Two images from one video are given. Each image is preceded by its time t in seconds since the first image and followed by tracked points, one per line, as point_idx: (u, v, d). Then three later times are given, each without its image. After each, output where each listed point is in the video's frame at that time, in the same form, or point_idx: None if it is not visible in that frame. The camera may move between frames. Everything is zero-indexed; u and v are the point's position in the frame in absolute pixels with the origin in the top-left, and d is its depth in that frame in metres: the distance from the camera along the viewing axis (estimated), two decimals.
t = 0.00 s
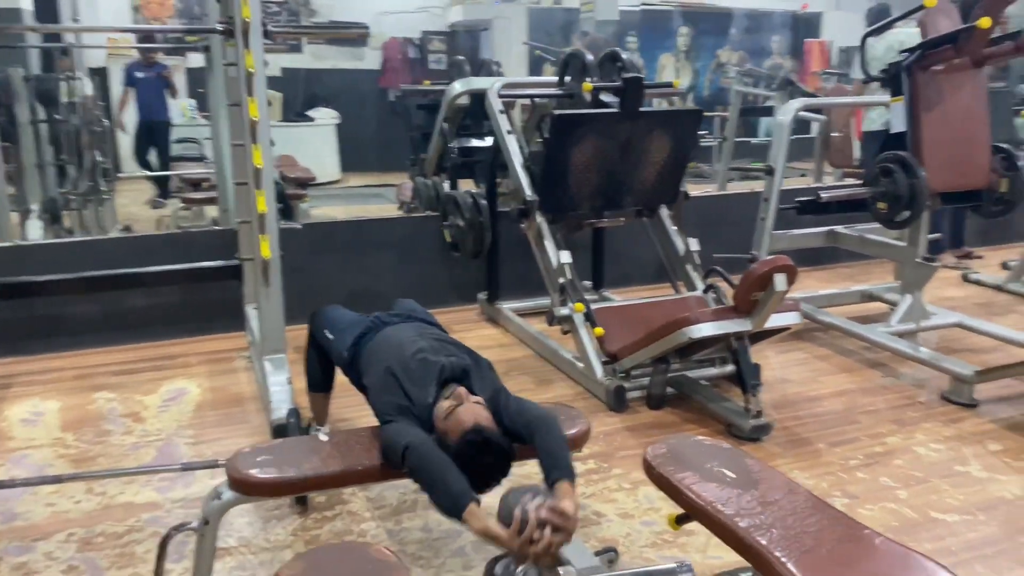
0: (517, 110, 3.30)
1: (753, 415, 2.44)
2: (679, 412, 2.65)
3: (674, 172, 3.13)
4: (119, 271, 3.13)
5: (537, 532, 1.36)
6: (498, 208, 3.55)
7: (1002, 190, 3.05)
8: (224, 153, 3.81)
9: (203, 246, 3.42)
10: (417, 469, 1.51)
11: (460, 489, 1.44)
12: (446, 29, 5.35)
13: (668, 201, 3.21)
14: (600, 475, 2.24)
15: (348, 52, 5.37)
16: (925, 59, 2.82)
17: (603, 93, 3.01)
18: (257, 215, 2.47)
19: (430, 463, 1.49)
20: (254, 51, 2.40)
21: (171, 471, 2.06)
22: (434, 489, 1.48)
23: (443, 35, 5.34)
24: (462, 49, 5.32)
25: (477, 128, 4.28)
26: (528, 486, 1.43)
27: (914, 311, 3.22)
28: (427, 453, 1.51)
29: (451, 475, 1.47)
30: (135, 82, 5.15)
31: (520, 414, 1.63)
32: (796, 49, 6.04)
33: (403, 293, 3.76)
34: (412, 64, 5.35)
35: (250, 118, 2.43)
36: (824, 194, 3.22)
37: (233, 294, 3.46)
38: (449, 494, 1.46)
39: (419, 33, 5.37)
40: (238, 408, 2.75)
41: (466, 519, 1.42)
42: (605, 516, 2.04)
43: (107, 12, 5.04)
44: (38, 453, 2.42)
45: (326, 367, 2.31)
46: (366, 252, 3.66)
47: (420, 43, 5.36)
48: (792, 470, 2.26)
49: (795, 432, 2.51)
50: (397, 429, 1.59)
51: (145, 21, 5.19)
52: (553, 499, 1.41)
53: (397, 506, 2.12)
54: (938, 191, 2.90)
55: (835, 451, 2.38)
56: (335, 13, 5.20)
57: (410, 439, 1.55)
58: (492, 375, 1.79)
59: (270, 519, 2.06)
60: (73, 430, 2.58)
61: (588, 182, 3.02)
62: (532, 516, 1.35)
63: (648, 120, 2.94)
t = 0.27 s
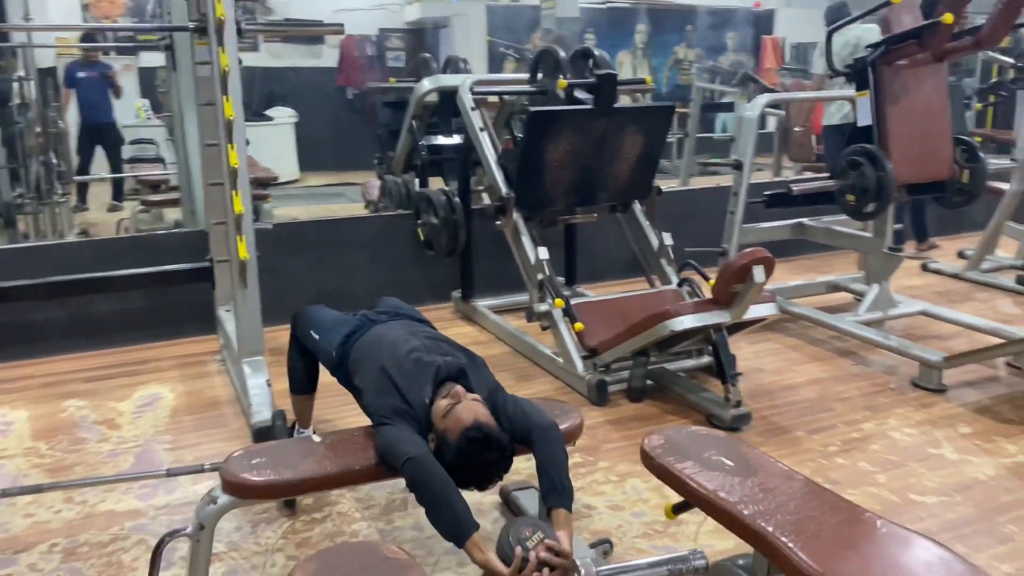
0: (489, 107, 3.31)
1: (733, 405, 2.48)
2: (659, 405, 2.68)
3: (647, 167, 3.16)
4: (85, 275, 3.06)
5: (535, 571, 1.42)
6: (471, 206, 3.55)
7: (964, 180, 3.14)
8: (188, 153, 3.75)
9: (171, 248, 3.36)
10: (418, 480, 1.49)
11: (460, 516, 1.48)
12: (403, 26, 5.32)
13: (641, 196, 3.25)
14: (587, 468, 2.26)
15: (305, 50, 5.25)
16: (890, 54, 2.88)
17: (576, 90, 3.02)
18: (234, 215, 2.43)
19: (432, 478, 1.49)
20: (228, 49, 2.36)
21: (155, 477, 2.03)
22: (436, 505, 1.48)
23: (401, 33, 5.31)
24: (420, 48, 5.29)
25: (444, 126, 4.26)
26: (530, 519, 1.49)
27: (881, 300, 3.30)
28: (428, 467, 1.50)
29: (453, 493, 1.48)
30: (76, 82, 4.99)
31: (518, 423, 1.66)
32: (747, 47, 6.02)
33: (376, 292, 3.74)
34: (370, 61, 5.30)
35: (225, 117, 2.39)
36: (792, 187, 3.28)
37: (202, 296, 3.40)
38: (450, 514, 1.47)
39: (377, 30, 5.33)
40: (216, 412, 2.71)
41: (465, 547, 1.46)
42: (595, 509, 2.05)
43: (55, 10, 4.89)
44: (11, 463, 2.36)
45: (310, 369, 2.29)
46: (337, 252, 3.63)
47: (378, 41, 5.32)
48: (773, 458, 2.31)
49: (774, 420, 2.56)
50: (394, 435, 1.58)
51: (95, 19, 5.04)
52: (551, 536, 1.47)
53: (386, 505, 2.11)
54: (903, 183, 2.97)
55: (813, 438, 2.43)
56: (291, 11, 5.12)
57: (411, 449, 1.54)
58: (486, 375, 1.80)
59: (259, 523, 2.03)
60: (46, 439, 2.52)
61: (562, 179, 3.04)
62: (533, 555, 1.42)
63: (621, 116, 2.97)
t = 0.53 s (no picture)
0: (469, 103, 3.32)
1: (720, 392, 2.53)
2: (646, 394, 2.73)
3: (627, 161, 3.21)
4: (61, 277, 3.01)
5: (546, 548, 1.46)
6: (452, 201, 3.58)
7: (932, 171, 3.24)
8: (160, 152, 3.70)
9: (149, 248, 3.32)
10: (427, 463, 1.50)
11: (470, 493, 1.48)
12: (368, 22, 5.30)
13: (621, 190, 3.30)
14: (582, 458, 2.30)
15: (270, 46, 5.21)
16: (862, 49, 2.98)
17: (557, 86, 3.06)
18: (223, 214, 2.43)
19: (441, 460, 1.49)
20: (214, 47, 2.35)
21: (153, 478, 2.02)
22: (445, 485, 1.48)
23: (365, 29, 5.29)
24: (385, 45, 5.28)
25: (419, 122, 4.26)
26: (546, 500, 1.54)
27: (854, 289, 3.39)
28: (436, 450, 1.50)
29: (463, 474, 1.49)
30: (21, 81, 4.66)
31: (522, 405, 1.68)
32: (709, 43, 5.99)
33: (356, 289, 3.74)
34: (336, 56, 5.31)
35: (212, 115, 2.37)
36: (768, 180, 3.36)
37: (182, 296, 3.37)
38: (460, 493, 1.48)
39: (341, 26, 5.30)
40: (204, 412, 2.70)
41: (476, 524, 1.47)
42: (593, 497, 2.09)
43: (11, 8, 4.77)
44: None
45: (302, 365, 2.27)
46: (317, 249, 3.62)
47: (342, 37, 5.30)
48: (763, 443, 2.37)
49: (759, 407, 2.62)
50: (400, 424, 1.58)
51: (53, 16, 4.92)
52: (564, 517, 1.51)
53: (386, 500, 2.12)
54: (876, 174, 3.06)
55: (798, 423, 2.50)
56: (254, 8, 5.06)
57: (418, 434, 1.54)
58: (486, 366, 1.82)
59: (261, 520, 2.04)
60: (31, 443, 2.48)
61: (544, 173, 3.07)
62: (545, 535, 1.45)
63: (602, 111, 3.01)
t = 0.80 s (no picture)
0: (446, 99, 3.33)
1: (703, 381, 2.57)
2: (629, 384, 2.77)
3: (603, 155, 3.24)
4: (33, 280, 2.96)
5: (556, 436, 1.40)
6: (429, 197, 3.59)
7: (900, 162, 3.33)
8: (129, 150, 3.65)
9: (122, 248, 3.27)
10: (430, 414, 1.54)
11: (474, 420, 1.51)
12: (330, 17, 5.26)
13: (598, 184, 3.33)
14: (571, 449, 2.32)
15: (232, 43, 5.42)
16: (833, 43, 3.04)
17: (534, 82, 3.08)
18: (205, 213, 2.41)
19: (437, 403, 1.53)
20: (194, 44, 2.33)
21: (144, 479, 2.00)
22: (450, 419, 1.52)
23: (329, 24, 5.28)
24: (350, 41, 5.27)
25: (392, 117, 4.25)
26: (543, 393, 1.47)
27: (826, 278, 3.46)
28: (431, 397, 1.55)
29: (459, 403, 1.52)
30: None
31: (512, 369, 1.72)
32: (671, 37, 6.02)
33: (333, 286, 3.73)
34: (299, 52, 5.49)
35: (193, 113, 2.35)
36: (741, 172, 3.42)
37: (156, 297, 3.33)
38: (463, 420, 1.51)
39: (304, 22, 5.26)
40: (187, 412, 2.67)
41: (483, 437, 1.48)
42: (585, 487, 2.12)
43: None
44: None
45: (289, 362, 2.25)
46: (293, 247, 3.60)
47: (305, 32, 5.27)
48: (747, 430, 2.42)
49: (740, 395, 2.67)
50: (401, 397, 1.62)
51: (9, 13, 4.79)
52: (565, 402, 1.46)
53: (379, 495, 2.13)
54: (848, 166, 3.13)
55: (779, 410, 2.55)
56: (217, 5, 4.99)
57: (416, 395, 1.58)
58: (480, 359, 1.82)
59: (255, 519, 2.03)
60: (11, 448, 2.44)
61: (523, 168, 3.09)
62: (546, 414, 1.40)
63: (580, 106, 3.04)
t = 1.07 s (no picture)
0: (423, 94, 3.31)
1: (687, 373, 2.59)
2: (613, 378, 2.78)
3: (582, 150, 3.25)
4: (2, 283, 2.89)
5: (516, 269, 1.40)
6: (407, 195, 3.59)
7: (873, 154, 3.38)
8: (99, 150, 3.58)
9: (95, 250, 3.22)
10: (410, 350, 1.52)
11: (469, 388, 1.48)
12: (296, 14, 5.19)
13: (577, 179, 3.34)
14: (560, 443, 2.33)
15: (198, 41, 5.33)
16: (807, 37, 3.08)
17: (512, 77, 3.08)
18: (186, 213, 2.38)
19: (412, 327, 1.52)
20: (172, 41, 2.30)
21: (131, 483, 1.97)
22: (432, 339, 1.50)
23: (296, 21, 5.21)
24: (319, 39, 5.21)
25: (367, 114, 4.22)
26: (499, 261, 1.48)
27: (802, 270, 3.51)
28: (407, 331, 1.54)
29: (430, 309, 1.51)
30: None
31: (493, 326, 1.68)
32: (640, 32, 6.02)
33: (311, 284, 3.70)
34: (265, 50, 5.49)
35: (172, 111, 2.32)
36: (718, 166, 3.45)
37: (131, 298, 3.28)
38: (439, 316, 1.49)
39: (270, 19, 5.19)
40: (168, 415, 2.63)
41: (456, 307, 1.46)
42: (576, 480, 2.13)
43: None
44: None
45: (276, 360, 2.24)
46: (270, 246, 3.56)
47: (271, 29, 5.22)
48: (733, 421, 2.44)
49: (723, 386, 2.70)
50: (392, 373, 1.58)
51: None
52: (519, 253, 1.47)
53: (369, 494, 2.12)
54: (823, 159, 3.18)
55: (763, 400, 2.59)
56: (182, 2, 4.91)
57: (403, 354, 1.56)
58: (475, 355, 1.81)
59: (245, 521, 2.01)
60: None
61: (503, 164, 3.09)
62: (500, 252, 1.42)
63: (559, 101, 3.04)
